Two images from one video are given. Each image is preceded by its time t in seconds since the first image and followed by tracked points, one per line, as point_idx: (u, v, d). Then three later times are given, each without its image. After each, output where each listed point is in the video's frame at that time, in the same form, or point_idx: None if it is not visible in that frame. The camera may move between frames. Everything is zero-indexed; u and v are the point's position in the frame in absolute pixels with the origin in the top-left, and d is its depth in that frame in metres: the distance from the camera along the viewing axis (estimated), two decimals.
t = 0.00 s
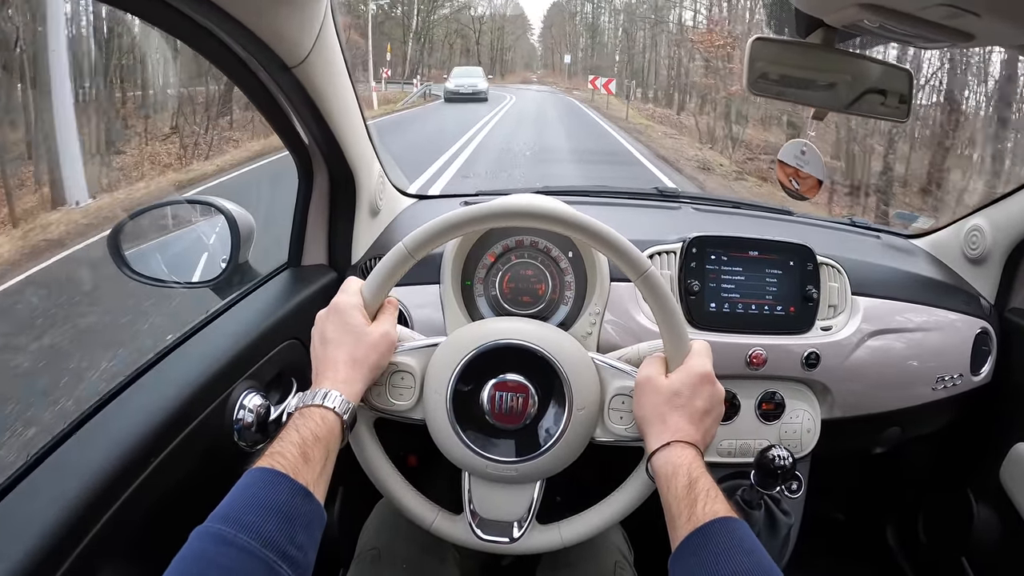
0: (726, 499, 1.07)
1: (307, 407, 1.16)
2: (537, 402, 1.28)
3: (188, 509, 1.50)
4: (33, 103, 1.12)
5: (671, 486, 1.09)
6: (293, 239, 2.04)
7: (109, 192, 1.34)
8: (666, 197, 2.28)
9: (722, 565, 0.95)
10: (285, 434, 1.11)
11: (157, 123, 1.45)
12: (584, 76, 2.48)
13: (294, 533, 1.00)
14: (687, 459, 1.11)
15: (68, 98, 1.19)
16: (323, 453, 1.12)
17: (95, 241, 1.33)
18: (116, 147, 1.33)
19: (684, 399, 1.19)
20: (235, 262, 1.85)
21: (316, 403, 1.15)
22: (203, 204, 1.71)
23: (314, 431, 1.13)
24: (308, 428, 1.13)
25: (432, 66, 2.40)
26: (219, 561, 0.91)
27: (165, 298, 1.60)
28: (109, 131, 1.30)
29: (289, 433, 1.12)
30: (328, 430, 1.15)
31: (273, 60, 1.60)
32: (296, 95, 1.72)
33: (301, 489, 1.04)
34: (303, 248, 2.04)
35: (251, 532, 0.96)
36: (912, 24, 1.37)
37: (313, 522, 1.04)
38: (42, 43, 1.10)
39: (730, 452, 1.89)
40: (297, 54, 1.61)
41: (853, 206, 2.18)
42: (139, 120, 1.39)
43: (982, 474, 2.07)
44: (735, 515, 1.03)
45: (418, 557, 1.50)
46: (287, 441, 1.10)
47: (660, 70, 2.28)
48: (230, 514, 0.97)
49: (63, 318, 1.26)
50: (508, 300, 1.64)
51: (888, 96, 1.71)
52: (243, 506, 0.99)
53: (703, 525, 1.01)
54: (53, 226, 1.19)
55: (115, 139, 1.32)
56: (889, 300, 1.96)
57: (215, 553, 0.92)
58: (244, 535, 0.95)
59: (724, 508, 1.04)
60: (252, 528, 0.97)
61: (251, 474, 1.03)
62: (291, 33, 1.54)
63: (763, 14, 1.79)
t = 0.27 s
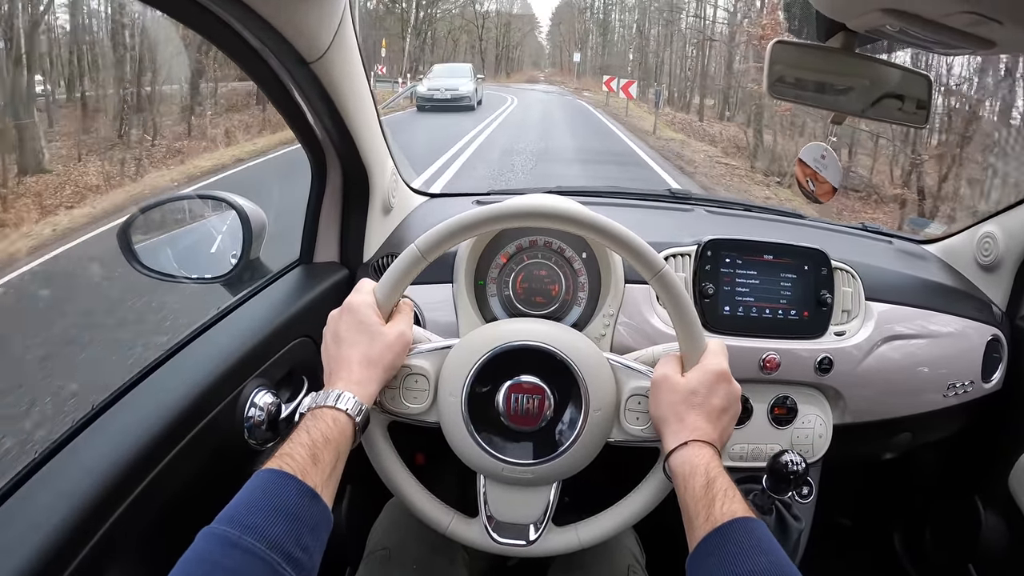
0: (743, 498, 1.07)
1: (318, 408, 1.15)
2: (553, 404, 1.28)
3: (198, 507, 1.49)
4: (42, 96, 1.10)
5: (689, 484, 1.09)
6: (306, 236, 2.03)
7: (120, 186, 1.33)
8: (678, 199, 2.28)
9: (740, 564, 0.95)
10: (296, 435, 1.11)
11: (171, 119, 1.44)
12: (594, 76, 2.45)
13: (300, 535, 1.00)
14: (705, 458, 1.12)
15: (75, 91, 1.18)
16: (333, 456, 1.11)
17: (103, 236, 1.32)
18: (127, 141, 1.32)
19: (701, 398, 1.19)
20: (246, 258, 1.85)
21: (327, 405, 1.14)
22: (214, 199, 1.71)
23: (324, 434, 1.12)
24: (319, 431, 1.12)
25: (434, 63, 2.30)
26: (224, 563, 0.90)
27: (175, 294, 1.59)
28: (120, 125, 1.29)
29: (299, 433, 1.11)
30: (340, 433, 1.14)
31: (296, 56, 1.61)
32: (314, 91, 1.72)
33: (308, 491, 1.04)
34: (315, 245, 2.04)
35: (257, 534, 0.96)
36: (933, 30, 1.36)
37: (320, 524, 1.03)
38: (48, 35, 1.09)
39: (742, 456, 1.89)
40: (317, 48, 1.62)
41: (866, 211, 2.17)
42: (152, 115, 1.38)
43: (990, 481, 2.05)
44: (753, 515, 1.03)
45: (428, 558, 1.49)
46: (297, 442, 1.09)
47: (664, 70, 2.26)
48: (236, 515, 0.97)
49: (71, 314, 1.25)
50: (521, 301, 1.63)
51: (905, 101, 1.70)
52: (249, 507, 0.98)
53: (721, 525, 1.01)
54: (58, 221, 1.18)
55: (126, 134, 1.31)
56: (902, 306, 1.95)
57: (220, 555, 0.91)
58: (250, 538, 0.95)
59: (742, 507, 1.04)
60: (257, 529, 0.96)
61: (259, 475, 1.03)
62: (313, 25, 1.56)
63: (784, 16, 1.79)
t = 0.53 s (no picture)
0: (763, 511, 1.05)
1: (340, 383, 1.15)
2: (571, 411, 1.27)
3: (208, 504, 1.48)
4: (60, 88, 1.10)
5: (707, 495, 1.08)
6: (323, 235, 2.03)
7: (135, 181, 1.32)
8: (698, 207, 2.27)
9: None
10: (318, 409, 1.10)
11: (190, 115, 1.44)
12: (612, 80, 2.48)
13: (318, 510, 0.98)
14: (724, 470, 1.10)
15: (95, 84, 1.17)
16: (352, 432, 1.11)
17: (119, 230, 1.32)
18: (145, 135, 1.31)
19: (720, 407, 1.18)
20: (262, 254, 1.86)
21: (348, 380, 1.15)
22: (232, 194, 1.72)
23: (346, 408, 1.12)
24: (341, 406, 1.12)
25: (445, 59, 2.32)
26: (239, 534, 0.89)
27: (192, 289, 1.60)
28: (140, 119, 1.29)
29: (321, 407, 1.11)
30: (361, 410, 1.14)
31: (321, 54, 1.61)
32: (336, 89, 1.72)
33: (328, 465, 1.03)
34: (332, 244, 2.03)
35: (274, 506, 0.94)
36: (963, 44, 1.34)
37: (337, 500, 1.02)
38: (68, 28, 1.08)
39: (757, 467, 1.86)
40: (342, 45, 1.62)
41: (885, 223, 2.15)
42: (171, 111, 1.37)
43: (1003, 500, 2.02)
44: (772, 527, 1.01)
45: (438, 563, 1.48)
46: (319, 417, 1.09)
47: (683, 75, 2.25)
48: (254, 486, 0.95)
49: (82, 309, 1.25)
50: (539, 305, 1.62)
51: (928, 113, 1.67)
52: (267, 478, 0.97)
53: (739, 536, 0.99)
54: (73, 212, 1.17)
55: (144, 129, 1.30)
56: (920, 321, 1.94)
57: (236, 525, 0.90)
58: (268, 509, 0.93)
59: (762, 520, 1.02)
60: (276, 502, 0.95)
61: (279, 446, 1.02)
62: (337, 23, 1.55)
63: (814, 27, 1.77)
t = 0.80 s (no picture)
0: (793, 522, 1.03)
1: (380, 355, 1.15)
2: (598, 419, 1.26)
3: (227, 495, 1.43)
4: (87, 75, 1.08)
5: (735, 505, 1.06)
6: (353, 233, 2.04)
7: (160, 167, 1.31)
8: (731, 217, 2.26)
9: None
10: (352, 379, 1.10)
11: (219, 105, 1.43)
12: (648, 89, 2.31)
13: (350, 482, 0.97)
14: (752, 481, 1.09)
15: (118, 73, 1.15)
16: (385, 407, 1.11)
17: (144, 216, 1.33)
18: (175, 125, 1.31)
19: (749, 415, 1.17)
20: (293, 248, 1.86)
21: (390, 353, 1.15)
22: (264, 186, 1.72)
23: (380, 381, 1.12)
24: (376, 377, 1.12)
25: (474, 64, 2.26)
26: (268, 502, 0.88)
27: (220, 280, 1.61)
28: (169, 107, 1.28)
29: (356, 377, 1.11)
30: (395, 384, 1.14)
31: (359, 55, 1.64)
32: (369, 83, 1.72)
33: (361, 438, 1.01)
34: (362, 242, 2.04)
35: (305, 476, 0.93)
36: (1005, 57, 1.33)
37: (369, 474, 1.01)
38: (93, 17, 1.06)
39: (781, 485, 1.84)
40: (382, 40, 1.64)
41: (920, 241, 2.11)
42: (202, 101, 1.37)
43: None
44: (802, 539, 0.99)
45: (456, 566, 1.48)
46: (353, 388, 1.08)
47: (719, 87, 2.14)
48: (284, 453, 0.94)
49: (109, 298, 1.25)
50: (568, 311, 1.61)
51: (968, 130, 1.64)
52: (298, 449, 0.95)
53: (767, 548, 0.97)
54: (98, 194, 1.16)
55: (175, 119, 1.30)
56: (954, 341, 1.90)
57: (265, 493, 0.89)
58: (299, 478, 0.92)
59: (790, 531, 1.01)
60: (308, 472, 0.93)
61: (310, 414, 1.01)
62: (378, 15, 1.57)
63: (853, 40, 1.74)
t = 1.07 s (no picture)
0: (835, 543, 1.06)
1: (417, 359, 1.20)
2: (643, 431, 1.29)
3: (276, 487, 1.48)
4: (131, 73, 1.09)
5: (777, 523, 1.09)
6: (404, 234, 2.07)
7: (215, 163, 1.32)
8: (778, 236, 2.31)
9: None
10: (395, 383, 1.14)
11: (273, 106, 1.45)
12: (699, 102, 2.23)
13: (394, 488, 0.98)
14: (795, 499, 1.11)
15: (143, 68, 1.13)
16: (428, 411, 1.14)
17: (196, 207, 1.34)
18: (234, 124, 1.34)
19: (796, 433, 1.18)
20: (343, 249, 1.89)
21: (428, 356, 1.19)
22: (315, 185, 1.79)
23: (423, 386, 1.16)
24: (419, 383, 1.16)
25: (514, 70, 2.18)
26: (314, 505, 0.89)
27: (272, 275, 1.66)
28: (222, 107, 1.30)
29: (399, 382, 1.14)
30: (436, 389, 1.18)
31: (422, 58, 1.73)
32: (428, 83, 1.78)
33: (405, 442, 1.03)
34: (413, 243, 2.07)
35: (350, 479, 0.94)
36: None
37: (411, 480, 1.02)
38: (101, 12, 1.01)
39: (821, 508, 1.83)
40: (447, 48, 1.74)
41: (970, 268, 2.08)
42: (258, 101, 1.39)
43: None
44: (842, 562, 1.02)
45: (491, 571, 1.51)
46: (397, 392, 1.12)
47: (770, 107, 2.04)
48: (330, 457, 0.95)
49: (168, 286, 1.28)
50: (615, 323, 1.64)
51: None
52: (345, 451, 0.96)
53: (807, 569, 1.00)
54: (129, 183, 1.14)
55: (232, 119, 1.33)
56: (999, 372, 1.88)
57: (310, 496, 0.89)
58: (345, 482, 0.93)
59: (831, 553, 1.03)
60: (354, 476, 0.95)
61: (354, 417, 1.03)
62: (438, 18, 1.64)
63: (914, 59, 1.66)
